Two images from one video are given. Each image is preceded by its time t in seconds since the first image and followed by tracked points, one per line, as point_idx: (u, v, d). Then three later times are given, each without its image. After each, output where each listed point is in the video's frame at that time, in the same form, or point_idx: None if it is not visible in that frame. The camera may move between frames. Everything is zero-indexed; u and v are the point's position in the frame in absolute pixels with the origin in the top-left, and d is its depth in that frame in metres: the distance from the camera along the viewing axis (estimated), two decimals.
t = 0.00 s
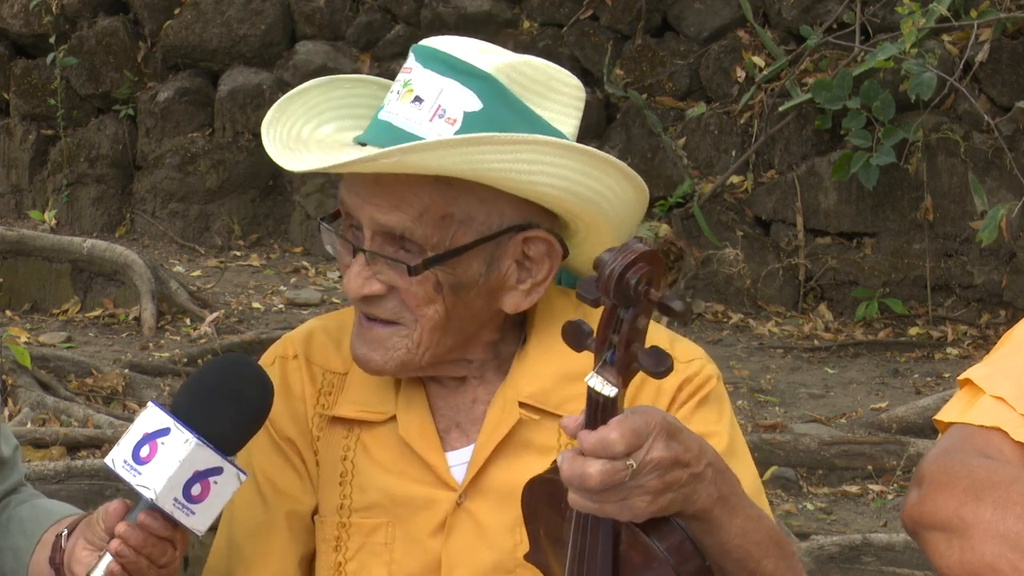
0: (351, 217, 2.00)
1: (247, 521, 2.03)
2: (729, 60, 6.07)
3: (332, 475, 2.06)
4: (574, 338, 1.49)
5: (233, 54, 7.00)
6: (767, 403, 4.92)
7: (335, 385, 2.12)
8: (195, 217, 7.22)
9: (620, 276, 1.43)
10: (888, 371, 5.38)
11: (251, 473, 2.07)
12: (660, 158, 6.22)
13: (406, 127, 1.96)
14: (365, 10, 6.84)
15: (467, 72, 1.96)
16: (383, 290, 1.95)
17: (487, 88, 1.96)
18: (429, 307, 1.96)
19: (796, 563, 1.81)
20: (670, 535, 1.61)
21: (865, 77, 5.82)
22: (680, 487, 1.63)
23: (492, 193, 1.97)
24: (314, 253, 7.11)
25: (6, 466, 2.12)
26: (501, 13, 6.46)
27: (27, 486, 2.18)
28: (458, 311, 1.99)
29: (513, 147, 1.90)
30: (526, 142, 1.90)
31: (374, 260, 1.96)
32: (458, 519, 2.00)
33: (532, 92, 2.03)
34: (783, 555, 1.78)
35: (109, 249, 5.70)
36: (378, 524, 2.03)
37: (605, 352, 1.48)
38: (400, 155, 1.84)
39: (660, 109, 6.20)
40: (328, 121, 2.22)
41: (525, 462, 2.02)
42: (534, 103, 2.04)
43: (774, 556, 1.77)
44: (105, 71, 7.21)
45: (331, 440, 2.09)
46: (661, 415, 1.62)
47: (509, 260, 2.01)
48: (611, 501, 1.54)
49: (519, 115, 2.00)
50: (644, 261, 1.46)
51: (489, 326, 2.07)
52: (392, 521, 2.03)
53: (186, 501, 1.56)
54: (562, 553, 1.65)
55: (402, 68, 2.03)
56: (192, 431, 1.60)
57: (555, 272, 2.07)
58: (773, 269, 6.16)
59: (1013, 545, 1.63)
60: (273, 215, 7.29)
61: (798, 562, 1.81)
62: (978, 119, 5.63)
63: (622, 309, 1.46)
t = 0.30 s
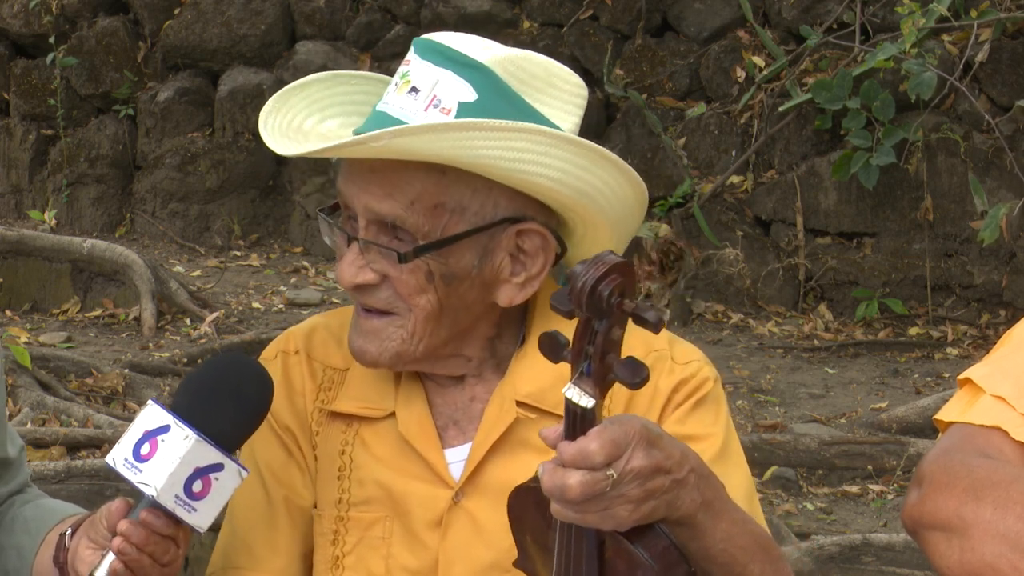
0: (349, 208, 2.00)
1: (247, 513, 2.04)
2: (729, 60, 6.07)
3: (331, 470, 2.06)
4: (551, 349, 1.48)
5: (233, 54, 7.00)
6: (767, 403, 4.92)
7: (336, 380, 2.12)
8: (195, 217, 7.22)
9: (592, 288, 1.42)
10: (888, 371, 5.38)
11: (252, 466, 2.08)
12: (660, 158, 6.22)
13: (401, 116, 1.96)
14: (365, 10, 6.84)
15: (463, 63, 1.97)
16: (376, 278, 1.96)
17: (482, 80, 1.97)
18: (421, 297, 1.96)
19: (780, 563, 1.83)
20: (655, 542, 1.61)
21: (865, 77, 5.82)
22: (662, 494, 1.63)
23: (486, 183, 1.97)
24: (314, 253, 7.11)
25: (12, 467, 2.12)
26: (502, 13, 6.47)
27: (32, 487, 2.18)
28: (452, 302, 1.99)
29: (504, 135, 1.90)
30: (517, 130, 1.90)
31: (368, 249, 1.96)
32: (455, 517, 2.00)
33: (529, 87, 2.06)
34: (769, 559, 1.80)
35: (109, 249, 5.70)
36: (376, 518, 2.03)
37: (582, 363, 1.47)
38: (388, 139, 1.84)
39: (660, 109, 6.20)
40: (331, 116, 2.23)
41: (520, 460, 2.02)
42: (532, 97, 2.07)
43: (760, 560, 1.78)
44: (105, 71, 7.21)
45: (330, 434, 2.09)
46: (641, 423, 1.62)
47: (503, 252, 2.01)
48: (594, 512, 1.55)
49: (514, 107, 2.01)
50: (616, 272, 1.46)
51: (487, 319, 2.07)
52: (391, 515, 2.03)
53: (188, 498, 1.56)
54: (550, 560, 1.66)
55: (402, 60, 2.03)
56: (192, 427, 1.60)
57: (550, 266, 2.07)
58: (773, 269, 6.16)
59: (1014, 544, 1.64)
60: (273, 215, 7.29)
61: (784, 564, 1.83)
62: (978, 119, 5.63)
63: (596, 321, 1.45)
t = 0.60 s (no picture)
0: (349, 201, 2.01)
1: (249, 512, 2.03)
2: (729, 60, 6.08)
3: (331, 468, 2.06)
4: (543, 352, 1.49)
5: (233, 54, 7.00)
6: (767, 403, 4.92)
7: (335, 379, 2.12)
8: (195, 217, 7.22)
9: (584, 291, 1.43)
10: (888, 371, 5.38)
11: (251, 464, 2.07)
12: (660, 158, 6.21)
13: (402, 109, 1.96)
14: (365, 10, 6.83)
15: (467, 57, 1.98)
16: (374, 270, 1.96)
17: (485, 75, 1.98)
18: (420, 288, 1.96)
19: (777, 563, 1.83)
20: (651, 545, 1.62)
21: (865, 77, 5.82)
22: (657, 496, 1.63)
23: (486, 176, 1.97)
24: (314, 252, 7.12)
25: (23, 477, 2.12)
26: (501, 13, 6.48)
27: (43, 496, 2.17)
28: (450, 295, 1.99)
29: (504, 126, 1.90)
30: (517, 122, 1.90)
31: (367, 240, 1.96)
32: (453, 515, 2.00)
33: (534, 84, 2.08)
34: (766, 559, 1.80)
35: (109, 249, 5.70)
36: (376, 515, 2.03)
37: (575, 366, 1.48)
38: (388, 127, 1.85)
39: (660, 109, 6.20)
40: (335, 112, 2.23)
41: (518, 458, 2.02)
42: (537, 96, 2.09)
43: (756, 560, 1.79)
44: (105, 71, 7.21)
45: (329, 432, 2.08)
46: (637, 424, 1.61)
47: (501, 248, 2.01)
48: (589, 514, 1.55)
49: (516, 101, 2.01)
50: (607, 276, 1.46)
51: (487, 315, 2.07)
52: (390, 514, 2.03)
53: (198, 505, 1.56)
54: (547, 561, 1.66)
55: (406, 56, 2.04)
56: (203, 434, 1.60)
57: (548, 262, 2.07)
58: (773, 269, 6.16)
59: (1014, 544, 1.64)
60: (273, 215, 7.30)
61: (781, 563, 1.84)
62: (978, 119, 5.63)
63: (589, 325, 1.46)
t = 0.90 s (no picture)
0: (351, 191, 2.02)
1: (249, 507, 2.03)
2: (729, 60, 6.08)
3: (331, 465, 2.06)
4: (553, 347, 1.48)
5: (233, 54, 7.00)
6: (767, 403, 4.92)
7: (336, 377, 2.12)
8: (195, 217, 7.22)
9: (595, 286, 1.44)
10: (888, 371, 5.38)
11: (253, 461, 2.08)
12: (660, 158, 6.21)
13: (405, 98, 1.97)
14: (365, 10, 6.83)
15: (472, 49, 1.99)
16: (375, 259, 1.97)
17: (489, 66, 1.99)
18: (421, 277, 1.97)
19: (784, 561, 1.83)
20: (657, 541, 1.62)
21: (865, 77, 5.82)
22: (664, 493, 1.63)
23: (489, 166, 1.98)
24: (314, 253, 7.12)
25: (26, 482, 2.11)
26: (501, 13, 6.48)
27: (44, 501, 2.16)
28: (451, 286, 1.99)
29: (506, 113, 1.90)
30: (518, 109, 1.91)
31: (369, 229, 1.98)
32: (455, 512, 2.00)
33: (537, 78, 2.09)
34: (771, 555, 1.80)
35: (110, 249, 5.70)
36: (376, 512, 2.03)
37: (584, 362, 1.47)
38: (391, 109, 1.85)
39: (660, 109, 6.20)
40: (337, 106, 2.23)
41: (520, 455, 2.02)
42: (540, 90, 2.09)
43: (762, 556, 1.78)
44: (106, 71, 7.21)
45: (330, 429, 2.09)
46: (645, 422, 1.62)
47: (502, 240, 2.02)
48: (596, 510, 1.55)
49: (520, 92, 2.02)
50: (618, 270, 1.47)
51: (488, 311, 2.08)
52: (390, 510, 2.03)
53: (207, 521, 1.54)
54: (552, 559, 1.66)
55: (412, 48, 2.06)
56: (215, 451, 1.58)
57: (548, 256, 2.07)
58: (773, 269, 6.16)
59: (1014, 544, 1.64)
60: (273, 215, 7.31)
61: (786, 561, 1.83)
62: (978, 119, 5.63)
63: (600, 319, 1.46)
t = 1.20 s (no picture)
0: (353, 185, 2.02)
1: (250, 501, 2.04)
2: (729, 60, 6.08)
3: (332, 461, 2.06)
4: (559, 344, 1.49)
5: (233, 54, 7.00)
6: (767, 403, 4.92)
7: (337, 373, 2.12)
8: (195, 217, 7.21)
9: (603, 282, 1.44)
10: (888, 371, 5.38)
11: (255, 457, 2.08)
12: (660, 158, 6.21)
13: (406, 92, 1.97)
14: (365, 10, 6.82)
15: (473, 43, 2.00)
16: (376, 252, 1.97)
17: (490, 60, 2.00)
18: (422, 270, 1.97)
19: (787, 559, 1.83)
20: (661, 539, 1.62)
21: (865, 76, 5.82)
22: (668, 491, 1.63)
23: (489, 159, 1.98)
24: (314, 253, 7.12)
25: (20, 475, 2.12)
26: (501, 13, 6.48)
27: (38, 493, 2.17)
28: (452, 279, 1.99)
29: (506, 104, 1.90)
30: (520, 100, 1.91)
31: (370, 221, 1.98)
32: (456, 509, 2.00)
33: (540, 74, 2.09)
34: (774, 553, 1.80)
35: (110, 249, 5.70)
36: (377, 509, 2.03)
37: (591, 358, 1.48)
38: (393, 100, 1.86)
39: (660, 109, 6.20)
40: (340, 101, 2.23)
41: (523, 452, 2.02)
42: (543, 85, 2.09)
43: (766, 554, 1.78)
44: (105, 71, 7.21)
45: (331, 426, 2.09)
46: (649, 419, 1.62)
47: (503, 234, 2.02)
48: (600, 507, 1.55)
49: (521, 87, 2.03)
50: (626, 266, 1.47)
51: (489, 306, 2.08)
52: (392, 506, 2.03)
53: (196, 505, 1.55)
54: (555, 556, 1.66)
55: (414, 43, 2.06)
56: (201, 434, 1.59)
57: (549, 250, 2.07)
58: (773, 269, 6.16)
59: (1014, 544, 1.64)
60: (273, 215, 7.31)
61: (789, 560, 1.83)
62: (978, 119, 5.63)
63: (606, 315, 1.46)
